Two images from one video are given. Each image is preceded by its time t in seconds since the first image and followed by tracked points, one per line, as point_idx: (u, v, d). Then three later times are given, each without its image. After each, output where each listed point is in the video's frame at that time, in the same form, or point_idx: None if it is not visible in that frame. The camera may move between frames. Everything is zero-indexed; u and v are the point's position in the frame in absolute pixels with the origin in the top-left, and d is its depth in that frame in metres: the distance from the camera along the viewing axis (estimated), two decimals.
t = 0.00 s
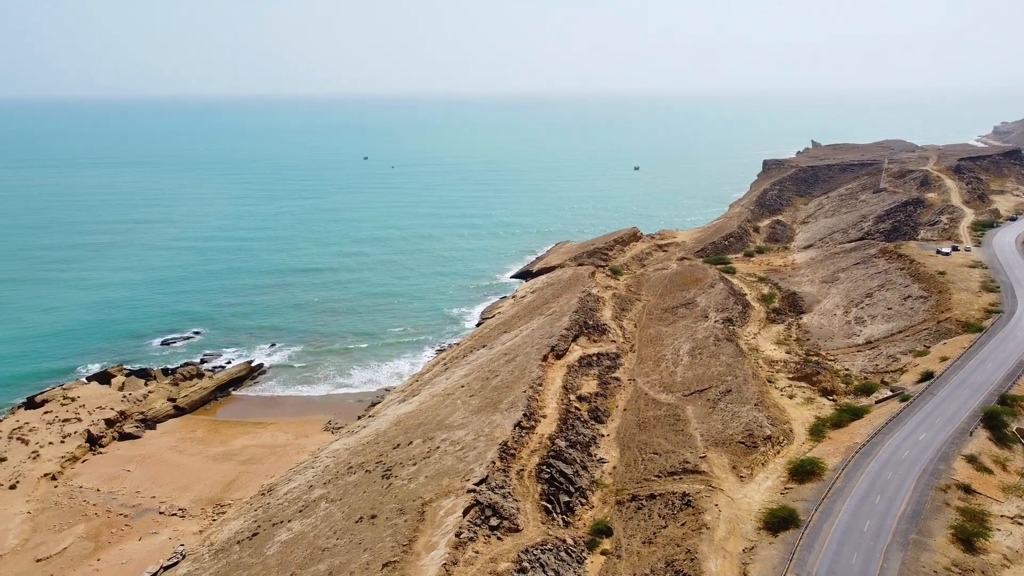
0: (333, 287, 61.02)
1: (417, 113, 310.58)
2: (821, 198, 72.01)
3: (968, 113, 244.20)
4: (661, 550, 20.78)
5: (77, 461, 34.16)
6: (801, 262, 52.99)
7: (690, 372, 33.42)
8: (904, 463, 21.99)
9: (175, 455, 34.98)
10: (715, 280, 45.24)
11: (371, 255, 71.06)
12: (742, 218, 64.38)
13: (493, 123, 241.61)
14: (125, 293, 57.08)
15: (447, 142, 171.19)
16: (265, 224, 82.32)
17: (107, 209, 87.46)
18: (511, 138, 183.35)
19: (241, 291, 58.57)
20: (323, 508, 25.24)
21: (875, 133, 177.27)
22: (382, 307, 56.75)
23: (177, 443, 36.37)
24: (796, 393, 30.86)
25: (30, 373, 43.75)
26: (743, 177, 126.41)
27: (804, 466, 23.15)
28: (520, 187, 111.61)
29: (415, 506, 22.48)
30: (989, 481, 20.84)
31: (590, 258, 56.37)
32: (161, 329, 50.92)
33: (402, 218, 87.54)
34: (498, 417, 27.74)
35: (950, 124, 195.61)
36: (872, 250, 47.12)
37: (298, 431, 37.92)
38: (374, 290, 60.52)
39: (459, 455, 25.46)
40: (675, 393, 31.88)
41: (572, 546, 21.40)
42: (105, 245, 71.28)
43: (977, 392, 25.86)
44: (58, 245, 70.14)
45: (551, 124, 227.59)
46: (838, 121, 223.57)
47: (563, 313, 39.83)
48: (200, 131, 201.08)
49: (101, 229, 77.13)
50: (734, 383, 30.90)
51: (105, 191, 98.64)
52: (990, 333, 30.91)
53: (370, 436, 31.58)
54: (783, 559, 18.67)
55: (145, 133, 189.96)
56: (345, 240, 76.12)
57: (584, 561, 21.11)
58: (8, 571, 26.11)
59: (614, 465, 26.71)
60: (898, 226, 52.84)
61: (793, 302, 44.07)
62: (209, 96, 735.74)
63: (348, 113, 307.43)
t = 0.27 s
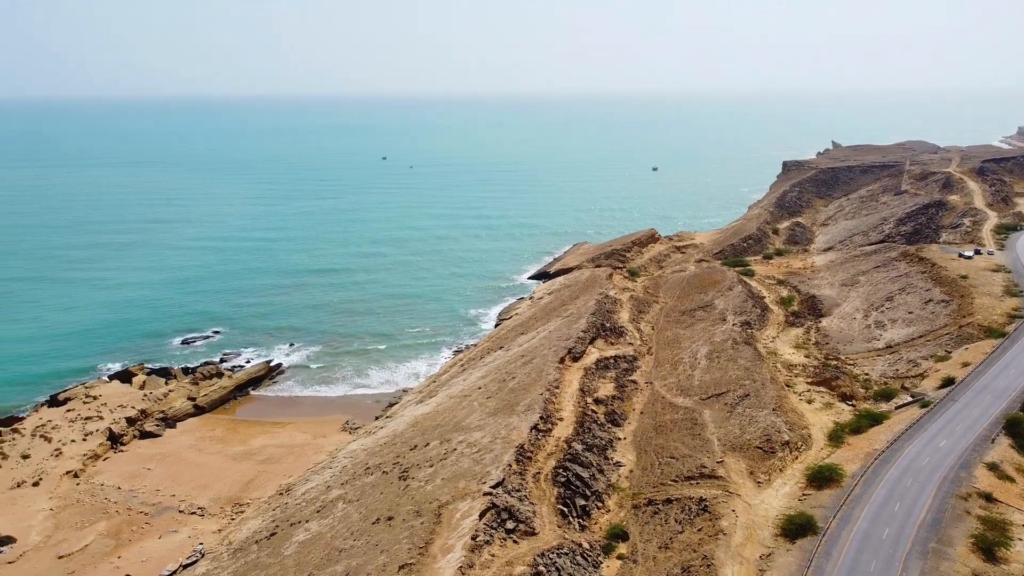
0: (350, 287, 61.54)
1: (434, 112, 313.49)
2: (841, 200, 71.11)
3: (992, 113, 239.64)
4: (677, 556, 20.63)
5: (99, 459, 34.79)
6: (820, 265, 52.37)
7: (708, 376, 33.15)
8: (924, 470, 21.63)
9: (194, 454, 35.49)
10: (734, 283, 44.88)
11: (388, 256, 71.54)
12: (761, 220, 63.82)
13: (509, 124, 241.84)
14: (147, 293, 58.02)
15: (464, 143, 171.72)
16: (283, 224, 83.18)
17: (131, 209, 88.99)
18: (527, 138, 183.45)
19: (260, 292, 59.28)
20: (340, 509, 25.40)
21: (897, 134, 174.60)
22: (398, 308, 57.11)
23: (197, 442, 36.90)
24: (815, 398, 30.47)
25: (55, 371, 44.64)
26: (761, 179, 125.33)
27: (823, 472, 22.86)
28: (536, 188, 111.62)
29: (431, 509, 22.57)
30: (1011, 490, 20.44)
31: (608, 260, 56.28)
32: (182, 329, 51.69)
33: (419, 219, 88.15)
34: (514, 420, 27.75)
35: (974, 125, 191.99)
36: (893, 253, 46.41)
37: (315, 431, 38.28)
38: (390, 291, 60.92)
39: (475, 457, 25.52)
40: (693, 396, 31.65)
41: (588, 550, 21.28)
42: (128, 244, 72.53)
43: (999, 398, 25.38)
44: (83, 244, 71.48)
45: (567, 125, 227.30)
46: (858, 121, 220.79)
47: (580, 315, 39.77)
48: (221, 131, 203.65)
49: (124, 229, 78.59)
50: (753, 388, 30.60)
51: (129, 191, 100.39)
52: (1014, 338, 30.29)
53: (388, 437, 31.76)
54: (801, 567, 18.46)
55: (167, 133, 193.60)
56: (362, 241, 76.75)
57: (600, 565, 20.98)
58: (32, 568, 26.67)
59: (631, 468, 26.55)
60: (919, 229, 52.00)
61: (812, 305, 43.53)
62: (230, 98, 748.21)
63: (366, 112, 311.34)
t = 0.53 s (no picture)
0: (370, 288, 62.07)
1: (454, 113, 316.37)
2: (866, 202, 69.97)
3: None
4: (697, 562, 20.41)
5: (124, 457, 35.51)
6: (844, 268, 51.58)
7: (729, 380, 32.82)
8: (948, 479, 21.17)
9: (217, 453, 36.07)
10: (756, 286, 44.43)
11: (408, 257, 72.07)
12: (784, 222, 63.09)
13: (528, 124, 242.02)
14: (173, 293, 59.12)
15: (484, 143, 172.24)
16: (306, 224, 84.18)
17: (158, 209, 90.75)
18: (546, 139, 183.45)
19: (282, 292, 60.07)
20: (361, 510, 25.55)
21: (924, 135, 171.28)
22: (416, 309, 57.49)
23: (220, 441, 37.48)
24: (837, 403, 30.00)
25: (83, 370, 45.69)
26: (783, 180, 123.89)
27: (845, 479, 22.52)
28: (556, 188, 111.53)
29: (451, 511, 22.64)
30: None
31: (628, 262, 56.11)
32: (206, 329, 52.58)
33: (438, 220, 88.71)
34: (534, 423, 27.74)
35: (1004, 125, 187.54)
36: (919, 256, 45.55)
37: (335, 431, 38.67)
38: (409, 292, 61.35)
39: (495, 460, 25.56)
40: (713, 401, 31.39)
41: (608, 555, 21.07)
42: (154, 244, 73.97)
43: None
44: (111, 244, 73.08)
45: (586, 126, 226.82)
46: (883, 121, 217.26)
47: (601, 318, 39.67)
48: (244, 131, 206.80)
49: (150, 228, 80.23)
50: (775, 393, 30.26)
51: (156, 191, 102.41)
52: None
53: (408, 438, 31.95)
54: None
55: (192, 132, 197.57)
56: (382, 242, 77.41)
57: (619, 570, 20.76)
58: (61, 563, 27.33)
59: (651, 473, 26.33)
60: (946, 232, 50.97)
61: (836, 309, 42.84)
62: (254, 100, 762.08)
63: (387, 113, 315.21)
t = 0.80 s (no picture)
0: (387, 289, 62.55)
1: (471, 113, 318.01)
2: (888, 204, 68.94)
3: None
4: (715, 569, 20.22)
5: (145, 455, 36.12)
6: (866, 271, 50.89)
7: (748, 384, 32.52)
8: (971, 486, 20.78)
9: (237, 452, 36.54)
10: (776, 289, 43.98)
11: (425, 258, 72.47)
12: (805, 225, 62.43)
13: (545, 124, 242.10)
14: (194, 293, 60.05)
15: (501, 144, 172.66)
16: (324, 224, 85.01)
17: (180, 209, 92.21)
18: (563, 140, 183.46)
19: (301, 293, 60.72)
20: (378, 511, 25.70)
21: (948, 135, 168.31)
22: (433, 310, 57.79)
23: (239, 440, 37.99)
24: (857, 409, 29.58)
25: (106, 369, 46.56)
26: (802, 182, 122.61)
27: (865, 485, 22.22)
28: (572, 190, 111.37)
29: (468, 514, 22.71)
30: None
31: (647, 263, 55.98)
32: (226, 329, 53.33)
33: (455, 220, 89.13)
34: (551, 426, 27.69)
35: None
36: (942, 259, 44.79)
37: (353, 432, 39.00)
38: (426, 294, 61.70)
39: (512, 463, 25.59)
40: (732, 405, 31.11)
41: (625, 559, 20.88)
42: (176, 244, 75.20)
43: None
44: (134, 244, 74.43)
45: (604, 126, 226.26)
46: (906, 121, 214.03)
47: (619, 320, 39.59)
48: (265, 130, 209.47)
49: (172, 228, 81.59)
50: (795, 398, 29.94)
51: (178, 191, 104.11)
52: None
53: (426, 439, 32.09)
54: None
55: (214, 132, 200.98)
56: (399, 242, 77.98)
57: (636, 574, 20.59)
58: (84, 559, 27.86)
59: (668, 477, 26.12)
60: (970, 234, 50.06)
61: (856, 312, 42.25)
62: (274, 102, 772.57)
63: (405, 112, 317.77)
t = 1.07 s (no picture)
0: (404, 290, 63.01)
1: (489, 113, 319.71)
2: (910, 205, 67.91)
3: None
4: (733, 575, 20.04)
5: (166, 454, 36.74)
6: (887, 274, 50.19)
7: (767, 389, 32.23)
8: (994, 495, 20.54)
9: (256, 451, 37.04)
10: (796, 292, 43.56)
11: (441, 259, 72.84)
12: (825, 227, 61.81)
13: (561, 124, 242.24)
14: (215, 293, 60.97)
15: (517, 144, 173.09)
16: (343, 224, 85.78)
17: (202, 209, 93.65)
18: (578, 141, 183.51)
19: (320, 293, 61.38)
20: (396, 512, 25.88)
21: (973, 136, 165.42)
22: (450, 312, 58.10)
23: (258, 440, 38.50)
24: (878, 414, 29.19)
25: (129, 368, 47.45)
26: (821, 184, 121.35)
27: (885, 492, 21.97)
28: (589, 190, 111.25)
29: (485, 517, 22.78)
30: None
31: (666, 265, 55.75)
32: (246, 329, 54.08)
33: (472, 221, 89.56)
34: (569, 429, 27.69)
35: None
36: (966, 262, 44.04)
37: (370, 432, 39.35)
38: (443, 295, 62.04)
39: (529, 465, 25.62)
40: (750, 409, 30.87)
41: (642, 564, 20.75)
42: (198, 244, 76.37)
43: None
44: (157, 244, 75.77)
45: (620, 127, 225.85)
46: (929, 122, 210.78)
47: (637, 322, 39.49)
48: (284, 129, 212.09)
49: (194, 228, 82.95)
50: (815, 403, 29.65)
51: (200, 191, 105.78)
52: None
53: (444, 441, 32.27)
54: None
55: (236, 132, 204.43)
56: (416, 243, 78.51)
57: None
58: (106, 556, 28.42)
59: (686, 481, 25.95)
60: (995, 236, 49.15)
61: (878, 316, 41.67)
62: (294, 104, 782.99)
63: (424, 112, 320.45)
